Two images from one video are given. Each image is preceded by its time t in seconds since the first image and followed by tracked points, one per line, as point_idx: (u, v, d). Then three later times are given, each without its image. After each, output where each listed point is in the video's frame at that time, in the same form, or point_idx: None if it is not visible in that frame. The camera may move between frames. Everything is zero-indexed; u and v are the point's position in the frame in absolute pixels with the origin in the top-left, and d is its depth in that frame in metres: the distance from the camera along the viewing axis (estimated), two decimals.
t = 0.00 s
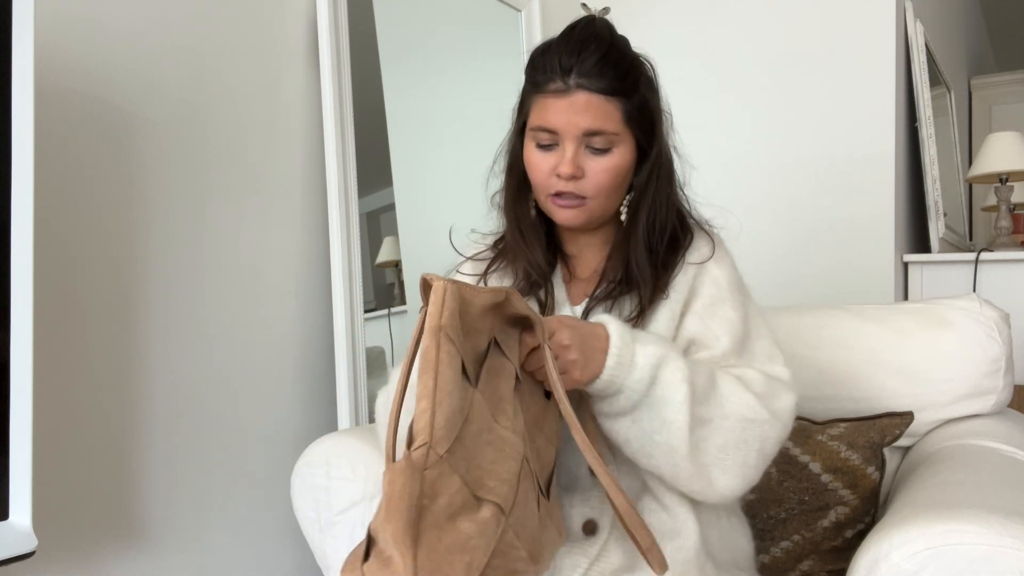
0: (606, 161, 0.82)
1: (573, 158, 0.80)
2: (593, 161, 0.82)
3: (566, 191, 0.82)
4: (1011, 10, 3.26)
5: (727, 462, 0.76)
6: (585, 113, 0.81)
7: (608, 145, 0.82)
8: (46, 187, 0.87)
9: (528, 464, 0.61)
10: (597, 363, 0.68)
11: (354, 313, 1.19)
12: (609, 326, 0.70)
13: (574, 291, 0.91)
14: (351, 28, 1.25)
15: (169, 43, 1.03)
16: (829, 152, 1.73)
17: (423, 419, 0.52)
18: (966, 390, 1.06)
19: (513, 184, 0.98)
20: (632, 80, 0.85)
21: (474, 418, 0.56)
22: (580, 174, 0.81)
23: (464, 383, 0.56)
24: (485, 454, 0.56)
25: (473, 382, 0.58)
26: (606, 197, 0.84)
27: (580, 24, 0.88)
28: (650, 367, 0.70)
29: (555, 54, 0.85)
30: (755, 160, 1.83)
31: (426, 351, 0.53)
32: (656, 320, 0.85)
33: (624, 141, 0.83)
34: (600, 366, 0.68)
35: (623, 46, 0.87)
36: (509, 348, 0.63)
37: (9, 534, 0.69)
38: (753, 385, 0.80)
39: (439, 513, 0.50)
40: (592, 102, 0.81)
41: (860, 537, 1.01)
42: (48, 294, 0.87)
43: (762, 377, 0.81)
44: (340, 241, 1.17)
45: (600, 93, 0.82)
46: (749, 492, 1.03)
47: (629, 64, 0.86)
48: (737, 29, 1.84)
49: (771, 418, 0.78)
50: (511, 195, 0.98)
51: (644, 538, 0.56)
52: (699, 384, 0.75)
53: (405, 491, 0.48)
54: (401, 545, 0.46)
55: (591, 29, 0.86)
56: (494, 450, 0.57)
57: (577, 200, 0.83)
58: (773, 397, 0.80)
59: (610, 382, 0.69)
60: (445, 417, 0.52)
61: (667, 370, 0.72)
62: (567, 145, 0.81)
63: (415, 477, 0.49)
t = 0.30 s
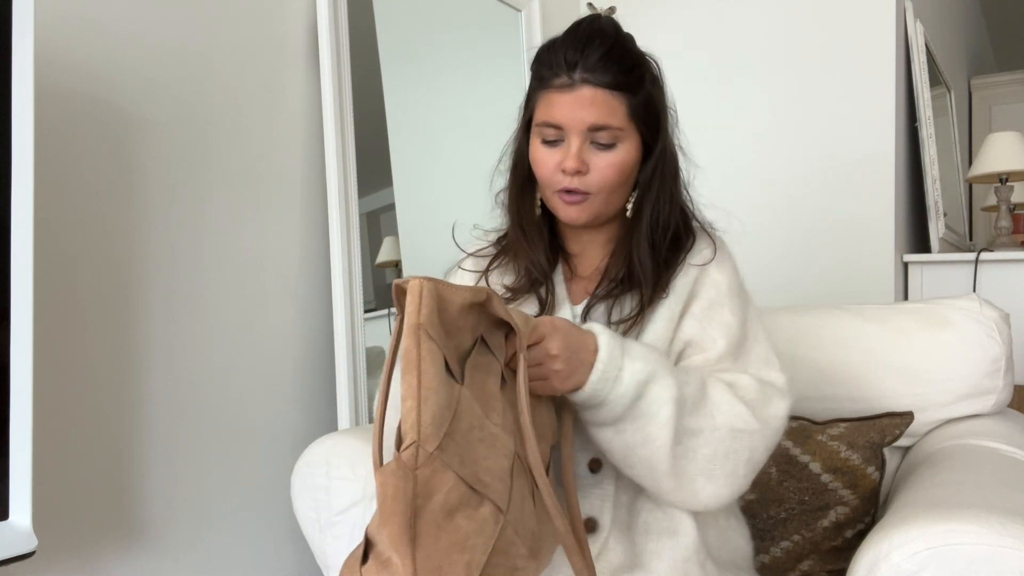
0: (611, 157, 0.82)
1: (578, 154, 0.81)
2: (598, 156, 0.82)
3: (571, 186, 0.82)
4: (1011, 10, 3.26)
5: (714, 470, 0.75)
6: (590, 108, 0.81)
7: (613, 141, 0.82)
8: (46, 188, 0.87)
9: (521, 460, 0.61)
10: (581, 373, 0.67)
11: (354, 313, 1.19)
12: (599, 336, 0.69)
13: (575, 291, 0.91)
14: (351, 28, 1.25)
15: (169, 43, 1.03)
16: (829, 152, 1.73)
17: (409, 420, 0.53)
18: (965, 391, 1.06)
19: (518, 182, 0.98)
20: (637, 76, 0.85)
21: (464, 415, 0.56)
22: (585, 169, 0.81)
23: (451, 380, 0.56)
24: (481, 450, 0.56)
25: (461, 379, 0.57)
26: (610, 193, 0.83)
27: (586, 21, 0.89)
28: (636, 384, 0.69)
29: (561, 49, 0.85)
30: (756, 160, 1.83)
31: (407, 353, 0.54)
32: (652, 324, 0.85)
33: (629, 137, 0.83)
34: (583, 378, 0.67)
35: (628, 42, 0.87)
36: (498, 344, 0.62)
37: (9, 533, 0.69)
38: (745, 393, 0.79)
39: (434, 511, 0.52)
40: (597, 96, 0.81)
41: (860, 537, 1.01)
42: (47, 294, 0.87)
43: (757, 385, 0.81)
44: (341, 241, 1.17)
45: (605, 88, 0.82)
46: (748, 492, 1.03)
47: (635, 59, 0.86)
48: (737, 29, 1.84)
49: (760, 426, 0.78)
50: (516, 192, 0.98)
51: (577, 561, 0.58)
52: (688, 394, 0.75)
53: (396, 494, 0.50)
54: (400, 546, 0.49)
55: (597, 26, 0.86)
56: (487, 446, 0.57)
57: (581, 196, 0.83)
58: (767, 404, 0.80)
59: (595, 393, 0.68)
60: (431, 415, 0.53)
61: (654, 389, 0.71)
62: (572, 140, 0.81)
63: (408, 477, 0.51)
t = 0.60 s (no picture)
0: (619, 148, 0.83)
1: (587, 143, 0.82)
2: (607, 146, 0.83)
3: (579, 176, 0.83)
4: (1011, 10, 3.26)
5: (689, 469, 0.75)
6: (601, 98, 0.83)
7: (622, 132, 0.84)
8: (46, 188, 0.87)
9: (477, 460, 0.60)
10: (554, 365, 0.68)
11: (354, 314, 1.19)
12: (572, 332, 0.69)
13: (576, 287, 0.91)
14: (351, 28, 1.25)
15: (169, 43, 1.03)
16: (829, 152, 1.73)
17: (344, 428, 0.51)
18: (966, 390, 1.06)
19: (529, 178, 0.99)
20: (648, 72, 0.88)
21: (406, 418, 0.55)
22: (594, 159, 0.82)
23: (393, 385, 0.55)
24: (427, 453, 0.56)
25: (405, 380, 0.56)
26: (618, 186, 0.84)
27: (600, 18, 0.91)
28: (607, 384, 0.69)
29: (574, 42, 0.88)
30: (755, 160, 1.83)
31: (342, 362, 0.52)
32: (643, 323, 0.85)
33: (639, 129, 0.85)
34: (553, 376, 0.68)
35: (641, 38, 0.89)
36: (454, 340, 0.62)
37: (9, 534, 0.69)
38: (723, 390, 0.78)
39: (372, 519, 0.51)
40: (609, 87, 0.83)
41: (860, 537, 1.01)
42: (47, 294, 0.87)
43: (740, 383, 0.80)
44: (341, 241, 1.17)
45: (617, 79, 0.84)
46: (747, 491, 1.03)
47: (647, 56, 0.88)
48: (738, 29, 1.84)
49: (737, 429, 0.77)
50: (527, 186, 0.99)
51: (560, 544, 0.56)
52: (660, 395, 0.73)
53: (330, 504, 0.50)
54: (336, 557, 0.50)
55: (610, 21, 0.89)
56: (434, 449, 0.56)
57: (589, 187, 0.84)
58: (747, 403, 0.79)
59: (563, 391, 0.69)
60: (364, 424, 0.51)
61: (626, 388, 0.70)
62: (582, 129, 0.83)
63: (342, 489, 0.51)
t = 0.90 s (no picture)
0: (623, 147, 0.83)
1: (591, 141, 0.82)
2: (610, 146, 0.83)
3: (582, 175, 0.83)
4: (1011, 10, 3.26)
5: (686, 473, 0.75)
6: (605, 97, 0.83)
7: (626, 132, 0.84)
8: (46, 189, 0.87)
9: (459, 468, 0.60)
10: (549, 372, 0.68)
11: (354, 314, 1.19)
12: (569, 339, 0.70)
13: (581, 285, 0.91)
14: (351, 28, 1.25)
15: (168, 42, 1.02)
16: (829, 151, 1.73)
17: (317, 425, 0.52)
18: (965, 390, 1.06)
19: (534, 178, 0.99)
20: (653, 71, 0.88)
21: (384, 420, 0.55)
22: (597, 157, 0.82)
23: (373, 387, 0.55)
24: (402, 457, 0.56)
25: (386, 383, 0.57)
26: (621, 185, 0.84)
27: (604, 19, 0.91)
28: (603, 391, 0.69)
29: (578, 41, 0.88)
30: (755, 160, 1.83)
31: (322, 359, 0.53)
32: (643, 325, 0.85)
33: (643, 129, 0.85)
34: (550, 381, 0.68)
35: (646, 38, 0.90)
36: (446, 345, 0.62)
37: (9, 533, 0.69)
38: (720, 392, 0.78)
39: (336, 518, 0.52)
40: (613, 86, 0.84)
41: (860, 537, 1.01)
42: (46, 293, 0.87)
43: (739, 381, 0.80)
44: (341, 241, 1.17)
45: (621, 78, 0.84)
46: (747, 491, 1.03)
47: (652, 55, 0.89)
48: (738, 29, 1.84)
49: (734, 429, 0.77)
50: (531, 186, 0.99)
51: (523, 566, 0.54)
52: (658, 401, 0.73)
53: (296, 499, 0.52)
54: (298, 548, 0.52)
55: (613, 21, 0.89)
56: (412, 454, 0.56)
57: (592, 186, 0.84)
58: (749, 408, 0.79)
59: (560, 397, 0.69)
60: (336, 423, 0.52)
61: (623, 394, 0.70)
62: (586, 128, 0.83)
63: (308, 486, 0.52)
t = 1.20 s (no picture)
0: (630, 144, 0.84)
1: (600, 135, 0.83)
2: (618, 141, 0.83)
3: (588, 168, 0.82)
4: (1011, 11, 3.26)
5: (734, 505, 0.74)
6: (618, 93, 0.84)
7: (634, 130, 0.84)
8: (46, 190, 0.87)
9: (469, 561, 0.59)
10: (600, 450, 0.65)
11: (354, 314, 1.19)
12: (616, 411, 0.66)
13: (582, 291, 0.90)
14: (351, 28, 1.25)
15: (168, 42, 1.02)
16: (829, 151, 1.73)
17: None
18: (966, 390, 1.06)
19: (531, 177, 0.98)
20: (661, 73, 0.89)
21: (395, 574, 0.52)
22: (606, 152, 0.82)
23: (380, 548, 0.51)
24: None
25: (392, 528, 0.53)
26: (624, 183, 0.84)
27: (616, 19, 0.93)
28: (660, 448, 0.68)
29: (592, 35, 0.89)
30: (755, 160, 1.83)
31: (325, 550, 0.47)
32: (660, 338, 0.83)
33: (650, 129, 0.86)
34: (607, 447, 0.65)
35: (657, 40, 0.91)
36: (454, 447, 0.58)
37: (9, 533, 0.69)
38: (762, 421, 0.77)
39: None
40: (625, 82, 0.84)
41: (860, 537, 1.01)
42: (46, 293, 0.87)
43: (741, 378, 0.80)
44: (341, 241, 1.17)
45: (634, 75, 0.86)
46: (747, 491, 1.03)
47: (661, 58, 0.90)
48: (738, 29, 1.84)
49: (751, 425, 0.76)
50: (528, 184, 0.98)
51: None
52: (707, 445, 0.72)
53: None
54: None
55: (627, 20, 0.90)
56: None
57: (596, 181, 0.83)
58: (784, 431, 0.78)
59: (619, 464, 0.67)
60: None
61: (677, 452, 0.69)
62: (596, 121, 0.83)
63: None
